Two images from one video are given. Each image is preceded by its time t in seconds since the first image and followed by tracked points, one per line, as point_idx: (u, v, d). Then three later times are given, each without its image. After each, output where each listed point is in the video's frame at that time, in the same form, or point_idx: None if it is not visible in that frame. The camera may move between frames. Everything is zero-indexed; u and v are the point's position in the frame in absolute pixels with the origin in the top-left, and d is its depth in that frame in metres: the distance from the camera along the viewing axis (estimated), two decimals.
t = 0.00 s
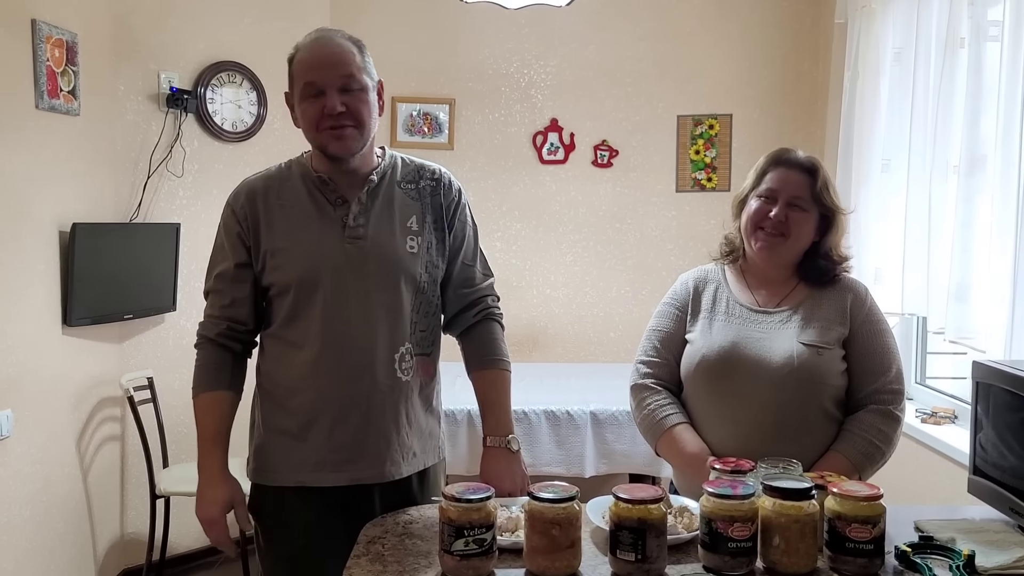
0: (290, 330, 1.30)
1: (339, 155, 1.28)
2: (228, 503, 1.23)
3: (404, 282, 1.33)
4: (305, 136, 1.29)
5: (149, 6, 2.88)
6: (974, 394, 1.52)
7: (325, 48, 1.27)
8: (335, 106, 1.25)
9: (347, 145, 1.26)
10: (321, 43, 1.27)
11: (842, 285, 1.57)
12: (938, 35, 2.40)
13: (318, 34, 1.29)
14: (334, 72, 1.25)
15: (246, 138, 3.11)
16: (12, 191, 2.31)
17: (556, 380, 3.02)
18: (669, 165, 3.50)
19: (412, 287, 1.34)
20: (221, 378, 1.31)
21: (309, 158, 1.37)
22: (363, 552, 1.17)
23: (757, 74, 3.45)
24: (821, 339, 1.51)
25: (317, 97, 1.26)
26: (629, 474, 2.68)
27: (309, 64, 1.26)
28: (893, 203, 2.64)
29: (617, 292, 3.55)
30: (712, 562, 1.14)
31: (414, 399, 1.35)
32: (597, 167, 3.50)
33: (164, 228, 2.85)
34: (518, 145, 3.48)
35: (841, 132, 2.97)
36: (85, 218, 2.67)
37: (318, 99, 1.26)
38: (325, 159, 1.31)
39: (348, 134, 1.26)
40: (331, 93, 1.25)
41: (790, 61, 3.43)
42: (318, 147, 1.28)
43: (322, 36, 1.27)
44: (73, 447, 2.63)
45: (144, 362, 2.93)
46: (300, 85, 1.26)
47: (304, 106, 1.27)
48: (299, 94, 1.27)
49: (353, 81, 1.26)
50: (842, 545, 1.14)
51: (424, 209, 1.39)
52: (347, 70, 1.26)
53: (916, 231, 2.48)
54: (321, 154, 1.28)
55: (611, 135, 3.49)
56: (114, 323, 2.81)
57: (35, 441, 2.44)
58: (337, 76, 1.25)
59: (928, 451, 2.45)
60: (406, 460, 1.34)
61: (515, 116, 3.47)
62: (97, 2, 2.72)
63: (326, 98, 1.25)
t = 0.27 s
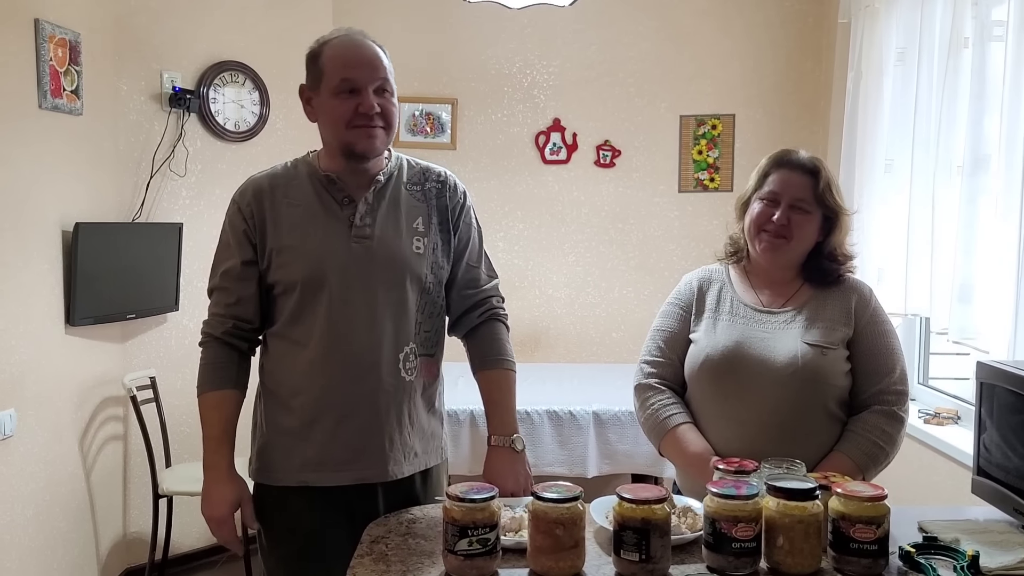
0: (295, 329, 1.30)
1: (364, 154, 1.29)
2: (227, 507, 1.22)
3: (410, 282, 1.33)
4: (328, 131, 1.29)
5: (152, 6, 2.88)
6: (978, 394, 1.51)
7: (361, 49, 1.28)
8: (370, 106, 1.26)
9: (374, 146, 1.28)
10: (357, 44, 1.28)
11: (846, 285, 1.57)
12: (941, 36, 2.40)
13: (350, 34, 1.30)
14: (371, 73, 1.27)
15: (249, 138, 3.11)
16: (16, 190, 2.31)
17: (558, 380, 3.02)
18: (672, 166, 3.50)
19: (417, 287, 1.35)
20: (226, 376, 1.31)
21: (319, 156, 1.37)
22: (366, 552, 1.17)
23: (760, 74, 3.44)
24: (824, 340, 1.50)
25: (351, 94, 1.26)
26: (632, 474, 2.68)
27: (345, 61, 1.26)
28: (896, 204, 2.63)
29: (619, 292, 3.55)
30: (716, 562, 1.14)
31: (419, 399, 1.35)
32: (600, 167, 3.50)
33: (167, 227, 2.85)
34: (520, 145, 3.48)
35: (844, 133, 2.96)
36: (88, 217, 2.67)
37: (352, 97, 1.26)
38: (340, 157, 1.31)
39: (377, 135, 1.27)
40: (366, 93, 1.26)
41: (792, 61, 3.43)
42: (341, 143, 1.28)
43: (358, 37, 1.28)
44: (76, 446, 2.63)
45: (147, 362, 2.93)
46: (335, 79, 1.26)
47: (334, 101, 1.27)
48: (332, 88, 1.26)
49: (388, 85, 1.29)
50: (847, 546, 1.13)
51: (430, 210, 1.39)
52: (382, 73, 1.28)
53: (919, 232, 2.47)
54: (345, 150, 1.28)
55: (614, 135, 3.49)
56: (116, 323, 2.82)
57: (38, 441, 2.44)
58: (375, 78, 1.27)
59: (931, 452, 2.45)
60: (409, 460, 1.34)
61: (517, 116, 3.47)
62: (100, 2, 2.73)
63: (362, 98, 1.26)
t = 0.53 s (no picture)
0: (300, 329, 1.30)
1: (372, 158, 1.29)
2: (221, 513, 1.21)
3: (415, 283, 1.33)
4: (339, 132, 1.29)
5: (154, 7, 2.88)
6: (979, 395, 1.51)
7: (378, 52, 1.29)
8: (384, 110, 1.27)
9: (384, 149, 1.28)
10: (374, 46, 1.28)
11: (847, 286, 1.58)
12: (943, 37, 2.40)
13: (366, 35, 1.30)
14: (386, 77, 1.28)
15: (250, 139, 3.11)
16: (18, 191, 2.31)
17: (560, 381, 3.02)
18: (673, 166, 3.50)
19: (422, 288, 1.35)
20: (230, 376, 1.31)
21: (326, 157, 1.37)
22: (369, 553, 1.17)
23: (762, 74, 3.44)
24: (826, 340, 1.51)
25: (366, 97, 1.27)
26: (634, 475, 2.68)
27: (361, 63, 1.27)
28: (897, 205, 2.63)
29: (621, 293, 3.55)
30: (718, 563, 1.14)
31: (423, 400, 1.35)
32: (601, 167, 3.50)
33: (169, 228, 2.85)
34: (522, 146, 3.48)
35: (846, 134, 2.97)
36: (90, 218, 2.67)
37: (366, 99, 1.27)
38: (348, 158, 1.31)
39: (387, 139, 1.28)
40: (381, 96, 1.27)
41: (794, 61, 3.43)
42: (351, 145, 1.29)
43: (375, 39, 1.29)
44: (77, 447, 2.63)
45: (148, 362, 2.94)
46: (350, 81, 1.27)
47: (347, 102, 1.27)
48: (346, 89, 1.27)
49: (400, 91, 1.30)
50: (849, 546, 1.13)
51: (436, 212, 1.39)
52: (398, 78, 1.29)
53: (920, 232, 2.47)
54: (355, 152, 1.29)
55: (615, 136, 3.49)
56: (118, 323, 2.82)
57: (40, 441, 2.44)
58: (391, 82, 1.27)
59: (933, 453, 2.45)
60: (413, 460, 1.34)
61: (519, 117, 3.47)
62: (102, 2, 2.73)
63: (377, 101, 1.26)
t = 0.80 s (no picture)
0: (303, 329, 1.30)
1: (374, 158, 1.29)
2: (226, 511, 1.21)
3: (418, 283, 1.33)
4: (340, 132, 1.29)
5: (154, 7, 2.88)
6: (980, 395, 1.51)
7: (377, 52, 1.28)
8: (384, 111, 1.26)
9: (385, 150, 1.28)
10: (374, 46, 1.28)
11: (848, 286, 1.57)
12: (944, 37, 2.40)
13: (366, 36, 1.30)
14: (386, 78, 1.27)
15: (251, 139, 3.11)
16: (17, 191, 2.31)
17: (561, 381, 3.02)
18: (674, 166, 3.50)
19: (425, 289, 1.35)
20: (232, 377, 1.30)
21: (327, 157, 1.36)
22: (369, 554, 1.17)
23: (763, 74, 3.44)
24: (827, 341, 1.50)
25: (366, 97, 1.26)
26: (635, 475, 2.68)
27: (361, 64, 1.26)
28: (898, 205, 2.63)
29: (622, 293, 3.55)
30: (719, 564, 1.14)
31: (426, 400, 1.35)
32: (602, 167, 3.50)
33: (168, 228, 2.85)
34: (523, 146, 3.48)
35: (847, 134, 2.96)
36: (89, 218, 2.67)
37: (367, 100, 1.26)
38: (349, 158, 1.31)
39: (388, 139, 1.28)
40: (381, 96, 1.27)
41: (795, 61, 3.42)
42: (352, 146, 1.28)
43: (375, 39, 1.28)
44: (77, 448, 2.63)
45: (148, 363, 2.93)
46: (350, 81, 1.26)
47: (348, 103, 1.26)
48: (346, 90, 1.26)
49: (400, 90, 1.29)
50: (850, 547, 1.13)
51: (438, 213, 1.39)
52: (397, 77, 1.28)
53: (922, 232, 2.47)
54: (356, 153, 1.28)
55: (616, 135, 3.49)
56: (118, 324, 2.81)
57: (39, 442, 2.43)
58: (390, 82, 1.27)
59: (934, 453, 2.44)
60: (415, 461, 1.33)
61: (519, 117, 3.47)
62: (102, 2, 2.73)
63: (377, 102, 1.26)
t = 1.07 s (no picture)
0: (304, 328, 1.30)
1: (365, 151, 1.28)
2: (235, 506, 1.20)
3: (420, 282, 1.33)
4: (331, 128, 1.29)
5: (155, 5, 2.88)
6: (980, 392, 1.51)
7: (365, 46, 1.28)
8: (369, 103, 1.25)
9: (375, 142, 1.27)
10: (361, 41, 1.28)
11: (847, 284, 1.57)
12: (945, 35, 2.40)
13: (356, 32, 1.30)
14: (372, 71, 1.27)
15: (251, 137, 3.11)
16: (17, 189, 2.31)
17: (561, 380, 3.02)
18: (674, 164, 3.50)
19: (427, 287, 1.35)
20: (234, 373, 1.30)
21: (328, 156, 1.36)
22: (370, 552, 1.17)
23: (763, 73, 3.44)
24: (827, 339, 1.50)
25: (351, 91, 1.26)
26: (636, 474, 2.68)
27: (348, 59, 1.26)
28: (898, 203, 2.63)
29: (623, 292, 3.55)
30: (719, 562, 1.14)
31: (427, 399, 1.35)
32: (602, 166, 3.50)
33: (169, 227, 2.85)
34: (523, 144, 3.48)
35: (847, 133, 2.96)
36: (89, 216, 2.67)
37: (352, 93, 1.26)
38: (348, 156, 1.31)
39: (377, 132, 1.26)
40: (366, 89, 1.26)
41: (796, 60, 3.42)
42: (343, 141, 1.28)
43: (362, 34, 1.28)
44: (78, 446, 2.64)
45: (149, 362, 2.93)
46: (336, 76, 1.27)
47: (335, 99, 1.27)
48: (333, 85, 1.27)
49: (390, 81, 1.28)
50: (850, 545, 1.13)
51: (440, 212, 1.39)
52: (383, 70, 1.27)
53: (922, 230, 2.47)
54: (348, 148, 1.28)
55: (616, 134, 3.49)
56: (118, 323, 2.82)
57: (40, 440, 2.44)
58: (375, 74, 1.26)
59: (934, 451, 2.44)
60: (417, 459, 1.34)
61: (520, 115, 3.47)
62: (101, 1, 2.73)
63: (361, 95, 1.25)
